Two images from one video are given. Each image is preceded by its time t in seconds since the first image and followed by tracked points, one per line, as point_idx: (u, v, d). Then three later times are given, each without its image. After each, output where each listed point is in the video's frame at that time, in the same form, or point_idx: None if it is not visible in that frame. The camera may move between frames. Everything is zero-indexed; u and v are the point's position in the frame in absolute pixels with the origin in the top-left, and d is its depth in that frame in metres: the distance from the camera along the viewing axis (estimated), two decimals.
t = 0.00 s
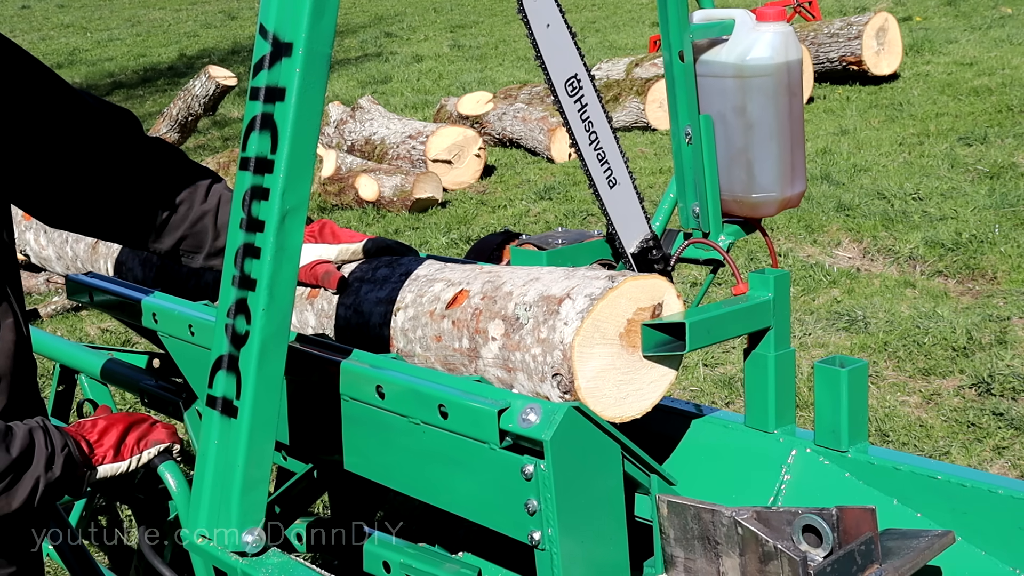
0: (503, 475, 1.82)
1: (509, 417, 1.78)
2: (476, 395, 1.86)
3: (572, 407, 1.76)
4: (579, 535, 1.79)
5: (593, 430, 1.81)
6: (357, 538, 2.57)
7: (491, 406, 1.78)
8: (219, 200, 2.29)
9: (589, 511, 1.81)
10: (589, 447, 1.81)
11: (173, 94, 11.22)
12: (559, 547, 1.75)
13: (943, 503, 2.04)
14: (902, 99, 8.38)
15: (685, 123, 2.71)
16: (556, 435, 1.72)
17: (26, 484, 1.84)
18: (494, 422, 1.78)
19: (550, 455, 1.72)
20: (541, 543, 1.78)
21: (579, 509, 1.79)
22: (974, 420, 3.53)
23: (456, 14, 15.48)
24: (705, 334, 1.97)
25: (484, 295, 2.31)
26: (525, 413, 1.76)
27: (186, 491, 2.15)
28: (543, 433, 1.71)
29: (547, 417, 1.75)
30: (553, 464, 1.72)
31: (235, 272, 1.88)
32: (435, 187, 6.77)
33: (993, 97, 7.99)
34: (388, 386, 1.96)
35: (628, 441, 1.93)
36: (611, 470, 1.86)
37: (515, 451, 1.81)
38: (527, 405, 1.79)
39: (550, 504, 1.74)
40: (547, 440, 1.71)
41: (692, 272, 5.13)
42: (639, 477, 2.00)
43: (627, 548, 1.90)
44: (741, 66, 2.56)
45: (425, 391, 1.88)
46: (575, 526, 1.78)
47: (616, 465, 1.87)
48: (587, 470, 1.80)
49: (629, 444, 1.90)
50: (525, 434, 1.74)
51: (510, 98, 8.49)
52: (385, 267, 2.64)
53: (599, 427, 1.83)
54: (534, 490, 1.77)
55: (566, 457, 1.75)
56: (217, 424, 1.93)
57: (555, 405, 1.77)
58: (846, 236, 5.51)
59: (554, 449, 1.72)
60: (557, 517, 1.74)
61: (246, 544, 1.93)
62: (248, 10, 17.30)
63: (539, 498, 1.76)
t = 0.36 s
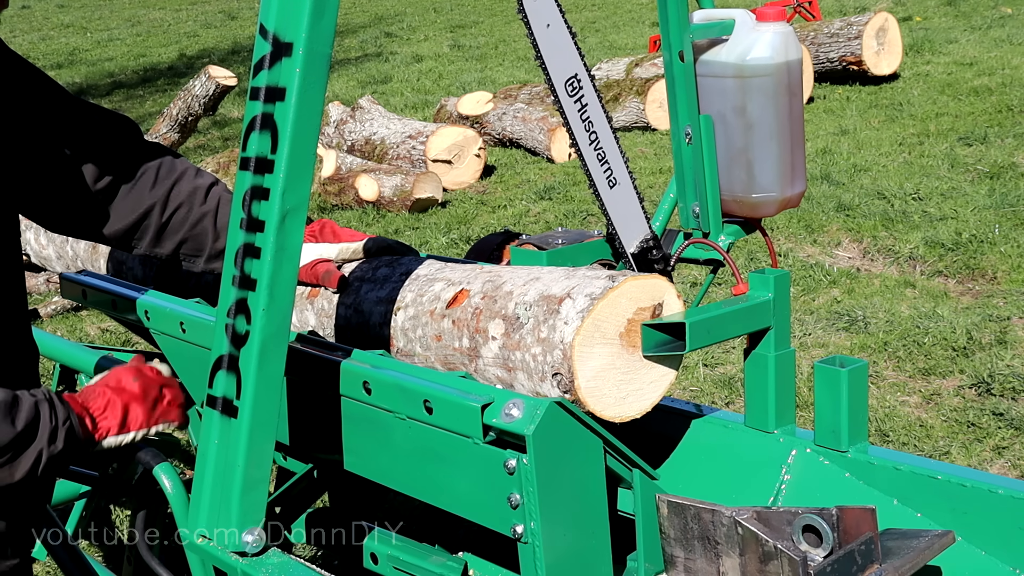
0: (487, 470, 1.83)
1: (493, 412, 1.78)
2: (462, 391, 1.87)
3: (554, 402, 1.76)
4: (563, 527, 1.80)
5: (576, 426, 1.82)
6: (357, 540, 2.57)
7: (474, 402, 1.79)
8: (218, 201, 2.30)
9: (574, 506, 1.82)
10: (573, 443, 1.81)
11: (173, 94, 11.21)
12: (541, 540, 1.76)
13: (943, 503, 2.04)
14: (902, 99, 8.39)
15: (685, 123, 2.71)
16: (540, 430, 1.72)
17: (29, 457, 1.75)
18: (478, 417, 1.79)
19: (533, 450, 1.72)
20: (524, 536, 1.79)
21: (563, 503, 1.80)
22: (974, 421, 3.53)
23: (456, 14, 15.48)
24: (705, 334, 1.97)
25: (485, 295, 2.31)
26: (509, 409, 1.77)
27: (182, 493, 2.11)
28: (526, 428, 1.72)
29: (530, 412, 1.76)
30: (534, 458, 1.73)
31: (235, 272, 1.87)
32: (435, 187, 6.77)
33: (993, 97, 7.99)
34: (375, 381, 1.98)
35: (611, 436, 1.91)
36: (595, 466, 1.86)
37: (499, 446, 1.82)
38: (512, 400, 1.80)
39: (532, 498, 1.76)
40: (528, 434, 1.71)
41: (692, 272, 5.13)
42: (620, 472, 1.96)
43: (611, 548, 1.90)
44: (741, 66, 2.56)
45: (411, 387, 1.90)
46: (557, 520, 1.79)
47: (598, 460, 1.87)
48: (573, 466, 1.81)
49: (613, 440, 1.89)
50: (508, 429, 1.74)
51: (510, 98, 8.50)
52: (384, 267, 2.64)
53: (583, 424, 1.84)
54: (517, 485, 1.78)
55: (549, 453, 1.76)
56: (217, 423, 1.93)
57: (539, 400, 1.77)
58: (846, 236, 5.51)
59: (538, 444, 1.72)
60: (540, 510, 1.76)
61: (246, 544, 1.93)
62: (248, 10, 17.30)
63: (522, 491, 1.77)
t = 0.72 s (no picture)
0: (470, 464, 1.83)
1: (475, 408, 1.78)
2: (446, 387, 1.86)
3: (535, 397, 1.75)
4: (545, 520, 1.80)
5: (559, 421, 1.81)
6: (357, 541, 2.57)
7: (457, 397, 1.80)
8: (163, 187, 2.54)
9: (556, 502, 1.82)
10: (557, 439, 1.81)
11: (174, 94, 11.21)
12: (522, 533, 1.76)
13: (943, 503, 2.04)
14: (902, 99, 8.38)
15: (684, 123, 2.71)
16: (522, 424, 1.72)
17: (181, 287, 1.91)
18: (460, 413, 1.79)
19: (515, 445, 1.72)
20: (506, 530, 1.79)
21: (546, 499, 1.79)
22: (974, 421, 3.53)
23: (456, 14, 15.48)
24: (704, 336, 1.97)
25: (484, 296, 2.31)
26: (490, 405, 1.77)
27: (179, 494, 2.10)
28: (507, 423, 1.72)
29: (511, 408, 1.75)
30: (515, 453, 1.73)
31: (235, 272, 1.87)
32: (435, 187, 6.77)
33: (993, 97, 7.99)
34: (365, 378, 1.98)
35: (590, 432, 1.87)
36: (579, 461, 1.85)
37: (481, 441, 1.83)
38: (493, 396, 1.80)
39: (513, 492, 1.75)
40: (508, 428, 1.71)
41: (692, 272, 5.13)
42: (600, 467, 1.91)
43: (593, 545, 1.90)
44: (741, 66, 2.56)
45: (396, 383, 1.91)
46: (540, 515, 1.78)
47: (581, 455, 1.85)
48: (556, 462, 1.81)
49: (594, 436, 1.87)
50: (489, 424, 1.74)
51: (510, 98, 8.50)
52: (384, 267, 2.64)
53: (566, 419, 1.83)
54: (498, 479, 1.78)
55: (531, 448, 1.76)
56: (217, 424, 1.93)
57: (521, 395, 1.77)
58: (846, 236, 5.51)
59: (519, 439, 1.72)
60: (521, 504, 1.75)
61: (246, 544, 1.93)
62: (248, 11, 17.30)
63: (503, 485, 1.77)
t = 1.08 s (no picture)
0: (454, 459, 1.85)
1: (459, 403, 1.79)
2: (431, 382, 1.87)
3: (518, 393, 1.76)
4: (530, 515, 1.80)
5: (541, 416, 1.81)
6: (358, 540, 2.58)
7: (442, 392, 1.80)
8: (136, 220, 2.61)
9: (539, 496, 1.82)
10: (539, 434, 1.81)
11: (173, 95, 11.21)
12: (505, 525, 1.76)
13: (944, 503, 2.04)
14: (902, 99, 8.39)
15: (685, 123, 2.71)
16: (506, 419, 1.72)
17: (197, 300, 1.96)
18: (444, 408, 1.80)
19: (498, 440, 1.73)
20: (490, 524, 1.80)
21: (530, 493, 1.80)
22: (974, 420, 3.54)
23: (456, 14, 15.49)
24: (705, 334, 1.97)
25: (486, 294, 2.31)
26: (475, 401, 1.78)
27: (179, 493, 2.09)
28: (489, 418, 1.72)
29: (495, 403, 1.76)
30: (499, 448, 1.73)
31: (236, 272, 1.87)
32: (435, 187, 6.78)
33: (993, 97, 8.00)
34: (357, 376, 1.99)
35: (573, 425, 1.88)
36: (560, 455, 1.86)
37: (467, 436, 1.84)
38: (478, 391, 1.80)
39: (497, 486, 1.76)
40: (491, 423, 1.71)
41: (692, 272, 5.13)
42: (582, 461, 1.93)
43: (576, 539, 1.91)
44: (741, 66, 2.56)
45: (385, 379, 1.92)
46: (524, 508, 1.79)
47: (563, 450, 1.87)
48: (538, 456, 1.81)
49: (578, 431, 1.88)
50: (472, 420, 1.75)
51: (510, 98, 8.50)
52: (385, 267, 2.64)
53: (546, 412, 1.83)
54: (482, 473, 1.79)
55: (514, 444, 1.76)
56: (217, 423, 1.93)
57: (505, 391, 1.78)
58: (846, 236, 5.51)
59: (503, 434, 1.73)
60: (505, 498, 1.76)
61: (246, 543, 1.93)
62: (248, 11, 17.30)
63: (487, 479, 1.78)
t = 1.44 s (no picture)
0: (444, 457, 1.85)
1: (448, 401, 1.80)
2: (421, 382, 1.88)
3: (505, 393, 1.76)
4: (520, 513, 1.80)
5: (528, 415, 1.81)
6: (358, 540, 2.60)
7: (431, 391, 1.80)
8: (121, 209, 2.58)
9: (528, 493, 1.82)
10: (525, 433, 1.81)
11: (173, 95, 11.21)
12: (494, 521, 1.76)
13: (943, 504, 2.04)
14: (902, 99, 8.39)
15: (685, 123, 2.66)
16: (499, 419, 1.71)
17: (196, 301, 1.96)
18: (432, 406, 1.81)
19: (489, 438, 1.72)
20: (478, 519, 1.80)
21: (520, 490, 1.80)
22: (974, 421, 3.54)
23: (456, 14, 15.50)
24: (705, 334, 1.97)
25: (486, 293, 2.31)
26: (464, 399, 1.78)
27: (179, 494, 2.09)
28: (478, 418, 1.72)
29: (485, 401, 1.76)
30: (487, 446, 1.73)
31: (235, 272, 1.87)
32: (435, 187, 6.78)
33: (993, 97, 8.00)
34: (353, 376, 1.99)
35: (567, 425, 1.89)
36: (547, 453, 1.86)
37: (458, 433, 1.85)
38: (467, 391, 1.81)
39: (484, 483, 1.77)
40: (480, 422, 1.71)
41: (692, 272, 5.13)
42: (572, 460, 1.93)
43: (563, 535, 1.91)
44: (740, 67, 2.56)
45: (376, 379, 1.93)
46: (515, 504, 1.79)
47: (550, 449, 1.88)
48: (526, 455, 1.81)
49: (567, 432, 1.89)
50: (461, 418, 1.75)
51: (509, 98, 8.50)
52: (383, 267, 2.64)
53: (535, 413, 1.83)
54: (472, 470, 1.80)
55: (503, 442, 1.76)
56: (217, 423, 1.93)
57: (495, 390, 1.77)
58: (846, 236, 5.51)
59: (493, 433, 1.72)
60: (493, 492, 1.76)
61: (246, 544, 1.92)
62: (248, 10, 17.30)
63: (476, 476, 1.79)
